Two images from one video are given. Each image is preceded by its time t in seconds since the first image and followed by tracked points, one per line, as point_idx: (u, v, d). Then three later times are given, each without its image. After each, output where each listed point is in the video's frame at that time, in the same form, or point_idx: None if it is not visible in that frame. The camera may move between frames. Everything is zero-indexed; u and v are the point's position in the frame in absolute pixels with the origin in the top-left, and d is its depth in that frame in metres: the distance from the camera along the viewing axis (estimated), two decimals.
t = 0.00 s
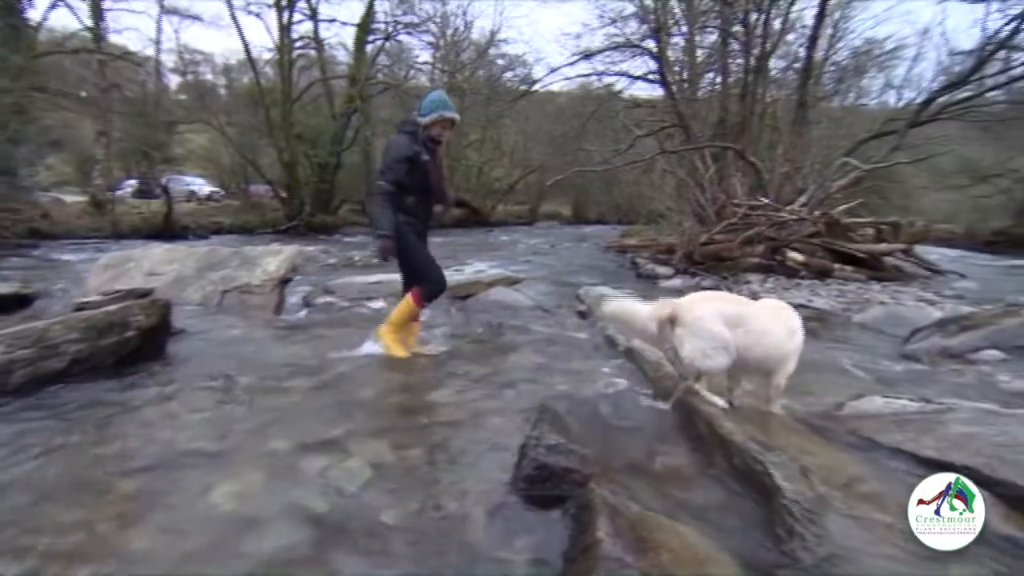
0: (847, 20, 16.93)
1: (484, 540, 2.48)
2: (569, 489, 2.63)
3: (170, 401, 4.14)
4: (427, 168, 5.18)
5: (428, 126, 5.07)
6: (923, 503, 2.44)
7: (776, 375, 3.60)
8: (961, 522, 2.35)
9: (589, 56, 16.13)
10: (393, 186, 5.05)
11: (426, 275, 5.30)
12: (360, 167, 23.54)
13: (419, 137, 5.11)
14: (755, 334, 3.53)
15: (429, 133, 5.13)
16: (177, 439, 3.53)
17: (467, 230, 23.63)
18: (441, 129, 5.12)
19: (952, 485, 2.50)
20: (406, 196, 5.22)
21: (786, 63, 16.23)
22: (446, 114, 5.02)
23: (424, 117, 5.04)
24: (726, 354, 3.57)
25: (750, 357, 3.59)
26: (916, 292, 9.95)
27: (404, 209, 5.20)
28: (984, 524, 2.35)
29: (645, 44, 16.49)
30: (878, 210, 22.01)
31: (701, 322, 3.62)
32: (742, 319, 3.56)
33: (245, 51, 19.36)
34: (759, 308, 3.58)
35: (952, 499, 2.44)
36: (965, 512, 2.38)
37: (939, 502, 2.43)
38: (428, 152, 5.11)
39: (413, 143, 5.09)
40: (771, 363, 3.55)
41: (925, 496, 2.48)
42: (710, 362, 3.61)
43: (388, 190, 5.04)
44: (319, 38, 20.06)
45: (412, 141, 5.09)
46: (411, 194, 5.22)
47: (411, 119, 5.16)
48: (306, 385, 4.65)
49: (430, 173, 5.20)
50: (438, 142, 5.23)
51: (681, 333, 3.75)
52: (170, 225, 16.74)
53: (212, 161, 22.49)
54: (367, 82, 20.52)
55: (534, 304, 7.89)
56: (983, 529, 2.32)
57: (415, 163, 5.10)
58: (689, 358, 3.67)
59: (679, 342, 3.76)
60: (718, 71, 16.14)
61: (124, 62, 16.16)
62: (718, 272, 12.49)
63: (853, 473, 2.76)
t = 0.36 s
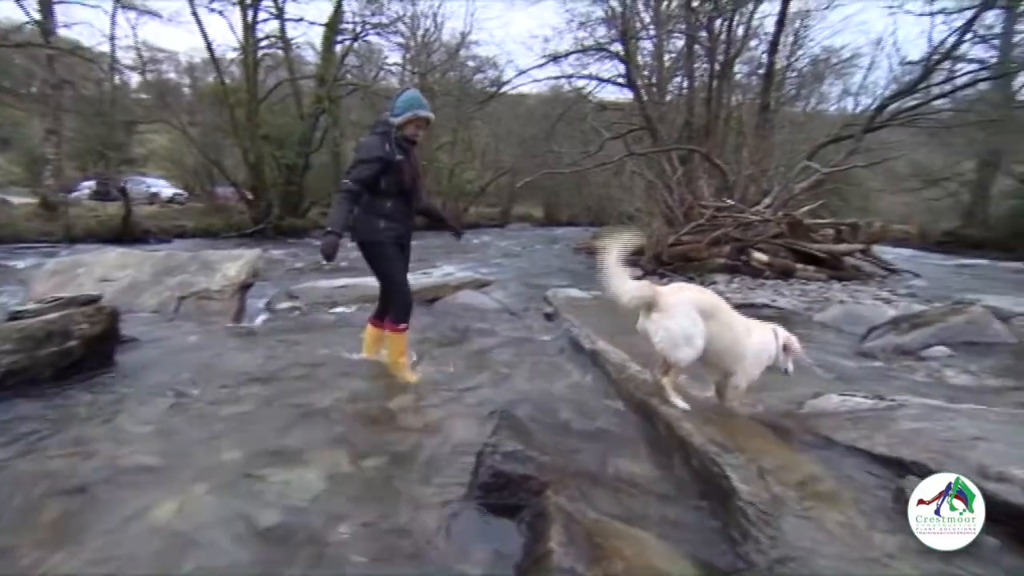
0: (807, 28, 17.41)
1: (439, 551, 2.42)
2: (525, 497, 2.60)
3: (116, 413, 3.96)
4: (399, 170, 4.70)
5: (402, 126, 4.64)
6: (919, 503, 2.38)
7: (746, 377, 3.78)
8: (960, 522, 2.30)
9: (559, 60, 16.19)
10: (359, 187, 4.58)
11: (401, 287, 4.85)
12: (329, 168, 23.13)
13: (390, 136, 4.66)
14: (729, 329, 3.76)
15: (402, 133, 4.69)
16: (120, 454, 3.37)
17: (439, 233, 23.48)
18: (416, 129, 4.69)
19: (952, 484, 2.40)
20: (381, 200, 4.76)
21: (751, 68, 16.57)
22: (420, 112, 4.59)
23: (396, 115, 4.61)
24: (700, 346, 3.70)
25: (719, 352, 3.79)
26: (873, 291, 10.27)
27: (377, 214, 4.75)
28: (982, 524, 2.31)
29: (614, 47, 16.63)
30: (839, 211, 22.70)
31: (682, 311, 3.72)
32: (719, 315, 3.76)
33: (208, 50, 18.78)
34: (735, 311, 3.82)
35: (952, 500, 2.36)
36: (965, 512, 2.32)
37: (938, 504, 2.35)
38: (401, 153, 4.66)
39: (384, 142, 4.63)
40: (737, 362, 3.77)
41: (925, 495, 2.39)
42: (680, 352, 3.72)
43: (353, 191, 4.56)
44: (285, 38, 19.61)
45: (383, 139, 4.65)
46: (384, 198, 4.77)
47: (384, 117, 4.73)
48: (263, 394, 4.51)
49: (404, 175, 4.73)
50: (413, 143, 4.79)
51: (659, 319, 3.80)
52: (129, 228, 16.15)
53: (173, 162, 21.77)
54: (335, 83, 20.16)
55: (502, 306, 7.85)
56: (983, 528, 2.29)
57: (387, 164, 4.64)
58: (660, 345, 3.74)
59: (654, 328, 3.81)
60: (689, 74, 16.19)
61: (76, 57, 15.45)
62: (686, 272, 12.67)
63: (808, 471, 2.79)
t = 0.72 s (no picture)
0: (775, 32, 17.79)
1: (393, 562, 2.34)
2: (484, 504, 2.55)
3: (60, 426, 3.77)
4: (383, 170, 4.55)
5: (383, 123, 4.50)
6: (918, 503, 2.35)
7: (746, 383, 3.67)
8: (960, 522, 2.27)
9: (534, 60, 16.17)
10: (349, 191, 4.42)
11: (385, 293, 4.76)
12: (301, 169, 22.72)
13: (371, 135, 4.51)
14: (705, 330, 3.81)
15: (383, 131, 4.56)
16: (59, 469, 3.20)
17: (415, 234, 23.25)
18: (397, 126, 4.56)
19: (951, 484, 2.37)
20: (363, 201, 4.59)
21: (720, 70, 16.86)
22: (403, 109, 4.46)
23: (377, 112, 4.47)
24: (673, 348, 3.78)
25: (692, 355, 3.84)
26: (838, 290, 10.49)
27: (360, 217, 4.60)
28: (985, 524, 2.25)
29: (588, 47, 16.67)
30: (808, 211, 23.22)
31: (654, 313, 3.81)
32: (694, 318, 3.83)
33: (174, 46, 18.24)
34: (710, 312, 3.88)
35: (951, 499, 2.33)
36: (964, 512, 2.28)
37: (938, 503, 2.33)
38: (384, 153, 4.53)
39: (366, 142, 4.48)
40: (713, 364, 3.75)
41: (924, 495, 2.37)
42: (654, 354, 3.75)
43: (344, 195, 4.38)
44: (255, 35, 19.18)
45: (365, 139, 4.49)
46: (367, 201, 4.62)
47: (362, 114, 4.56)
48: (219, 401, 4.35)
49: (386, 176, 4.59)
50: (394, 142, 4.66)
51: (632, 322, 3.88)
52: (90, 230, 15.58)
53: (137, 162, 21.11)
54: (307, 82, 19.81)
55: (473, 308, 7.78)
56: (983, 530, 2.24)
57: (370, 165, 4.49)
58: (633, 348, 3.77)
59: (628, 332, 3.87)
60: (664, 76, 16.31)
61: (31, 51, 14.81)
62: (659, 272, 12.78)
63: (769, 471, 2.79)
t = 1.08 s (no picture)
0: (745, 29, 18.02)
1: (345, 567, 2.28)
2: (440, 506, 2.48)
3: None
4: (368, 164, 4.38)
5: (371, 114, 4.35)
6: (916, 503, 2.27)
7: (743, 356, 3.69)
8: (960, 522, 2.16)
9: (508, 53, 16.02)
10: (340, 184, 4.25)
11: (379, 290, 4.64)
12: (271, 163, 22.16)
13: (359, 128, 4.35)
14: (706, 321, 3.73)
15: (371, 123, 4.41)
16: None
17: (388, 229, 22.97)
18: (386, 119, 4.42)
19: (951, 485, 2.26)
20: (350, 196, 4.42)
21: (691, 67, 16.97)
22: (392, 101, 4.32)
23: (365, 103, 4.32)
24: (674, 345, 3.73)
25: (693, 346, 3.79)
26: (804, 282, 10.70)
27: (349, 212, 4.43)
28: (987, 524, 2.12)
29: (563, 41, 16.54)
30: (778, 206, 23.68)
31: (652, 311, 3.72)
32: (693, 310, 3.75)
33: (133, 34, 17.53)
34: (712, 300, 3.80)
35: (951, 500, 2.22)
36: (964, 512, 2.16)
37: (939, 503, 2.23)
38: (372, 146, 4.37)
39: (354, 134, 4.32)
40: (714, 354, 3.76)
41: (924, 495, 2.29)
42: (656, 351, 3.71)
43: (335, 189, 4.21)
44: (221, 24, 18.58)
45: (352, 131, 4.33)
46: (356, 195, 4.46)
47: (348, 106, 4.40)
48: (174, 403, 4.20)
49: (375, 171, 4.44)
50: (381, 135, 4.52)
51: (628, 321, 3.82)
52: (45, 226, 14.96)
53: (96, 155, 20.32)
54: (276, 74, 19.29)
55: (442, 304, 7.69)
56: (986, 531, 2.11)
57: (359, 158, 4.33)
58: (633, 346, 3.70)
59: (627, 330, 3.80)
60: (644, 72, 16.24)
61: None
62: (631, 267, 12.78)
63: (728, 466, 2.79)
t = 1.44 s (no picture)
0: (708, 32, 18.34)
1: None
2: (384, 518, 2.38)
3: None
4: (338, 155, 4.18)
5: (348, 105, 4.12)
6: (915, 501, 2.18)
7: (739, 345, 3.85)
8: (960, 522, 2.07)
9: (474, 51, 15.86)
10: (301, 174, 4.08)
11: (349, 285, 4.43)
12: (232, 163, 21.46)
13: (334, 118, 4.13)
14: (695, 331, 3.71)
15: (348, 114, 4.18)
16: None
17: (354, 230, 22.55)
18: (363, 111, 4.18)
19: (952, 484, 2.18)
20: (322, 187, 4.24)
21: (655, 67, 16.97)
22: (370, 92, 4.08)
23: (342, 94, 4.07)
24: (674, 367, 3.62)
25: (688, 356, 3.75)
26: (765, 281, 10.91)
27: (317, 204, 4.24)
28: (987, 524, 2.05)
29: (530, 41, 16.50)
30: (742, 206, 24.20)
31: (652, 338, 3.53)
32: (682, 322, 3.68)
33: (81, 28, 16.71)
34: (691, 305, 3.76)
35: (951, 499, 2.13)
36: (965, 512, 2.08)
37: (939, 502, 2.13)
38: (346, 137, 4.16)
39: (327, 124, 4.11)
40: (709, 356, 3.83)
41: (924, 495, 2.18)
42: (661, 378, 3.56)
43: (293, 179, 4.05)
44: (177, 19, 17.88)
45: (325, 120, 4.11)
46: (327, 187, 4.26)
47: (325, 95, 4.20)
48: (110, 414, 3.97)
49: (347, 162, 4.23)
50: (359, 126, 4.30)
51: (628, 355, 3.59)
52: None
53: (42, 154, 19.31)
54: (237, 72, 18.69)
55: (404, 307, 7.53)
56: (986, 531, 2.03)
57: (330, 149, 4.14)
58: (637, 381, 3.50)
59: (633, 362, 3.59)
60: (615, 72, 16.21)
61: None
62: (597, 267, 12.80)
63: (680, 468, 2.76)
